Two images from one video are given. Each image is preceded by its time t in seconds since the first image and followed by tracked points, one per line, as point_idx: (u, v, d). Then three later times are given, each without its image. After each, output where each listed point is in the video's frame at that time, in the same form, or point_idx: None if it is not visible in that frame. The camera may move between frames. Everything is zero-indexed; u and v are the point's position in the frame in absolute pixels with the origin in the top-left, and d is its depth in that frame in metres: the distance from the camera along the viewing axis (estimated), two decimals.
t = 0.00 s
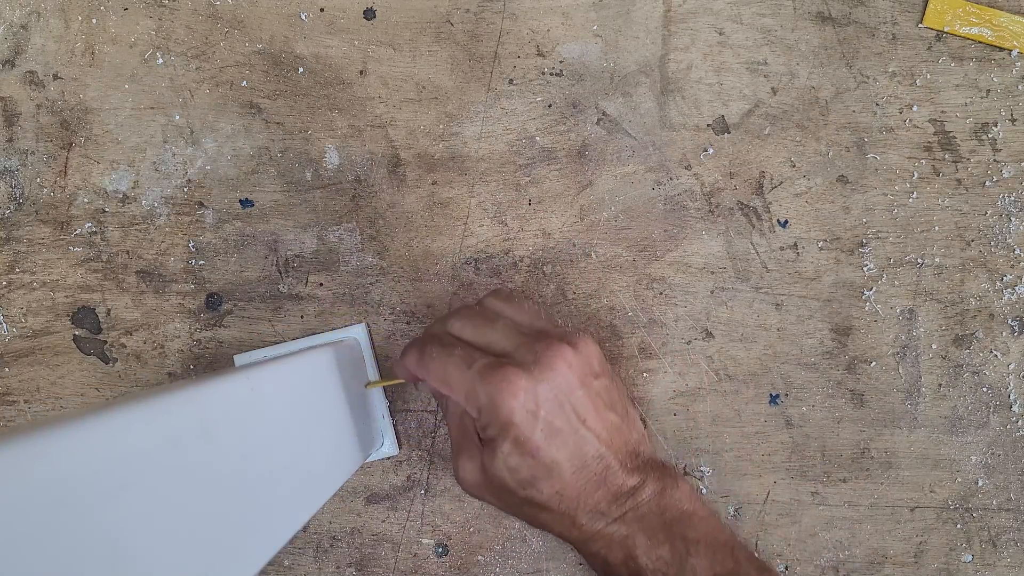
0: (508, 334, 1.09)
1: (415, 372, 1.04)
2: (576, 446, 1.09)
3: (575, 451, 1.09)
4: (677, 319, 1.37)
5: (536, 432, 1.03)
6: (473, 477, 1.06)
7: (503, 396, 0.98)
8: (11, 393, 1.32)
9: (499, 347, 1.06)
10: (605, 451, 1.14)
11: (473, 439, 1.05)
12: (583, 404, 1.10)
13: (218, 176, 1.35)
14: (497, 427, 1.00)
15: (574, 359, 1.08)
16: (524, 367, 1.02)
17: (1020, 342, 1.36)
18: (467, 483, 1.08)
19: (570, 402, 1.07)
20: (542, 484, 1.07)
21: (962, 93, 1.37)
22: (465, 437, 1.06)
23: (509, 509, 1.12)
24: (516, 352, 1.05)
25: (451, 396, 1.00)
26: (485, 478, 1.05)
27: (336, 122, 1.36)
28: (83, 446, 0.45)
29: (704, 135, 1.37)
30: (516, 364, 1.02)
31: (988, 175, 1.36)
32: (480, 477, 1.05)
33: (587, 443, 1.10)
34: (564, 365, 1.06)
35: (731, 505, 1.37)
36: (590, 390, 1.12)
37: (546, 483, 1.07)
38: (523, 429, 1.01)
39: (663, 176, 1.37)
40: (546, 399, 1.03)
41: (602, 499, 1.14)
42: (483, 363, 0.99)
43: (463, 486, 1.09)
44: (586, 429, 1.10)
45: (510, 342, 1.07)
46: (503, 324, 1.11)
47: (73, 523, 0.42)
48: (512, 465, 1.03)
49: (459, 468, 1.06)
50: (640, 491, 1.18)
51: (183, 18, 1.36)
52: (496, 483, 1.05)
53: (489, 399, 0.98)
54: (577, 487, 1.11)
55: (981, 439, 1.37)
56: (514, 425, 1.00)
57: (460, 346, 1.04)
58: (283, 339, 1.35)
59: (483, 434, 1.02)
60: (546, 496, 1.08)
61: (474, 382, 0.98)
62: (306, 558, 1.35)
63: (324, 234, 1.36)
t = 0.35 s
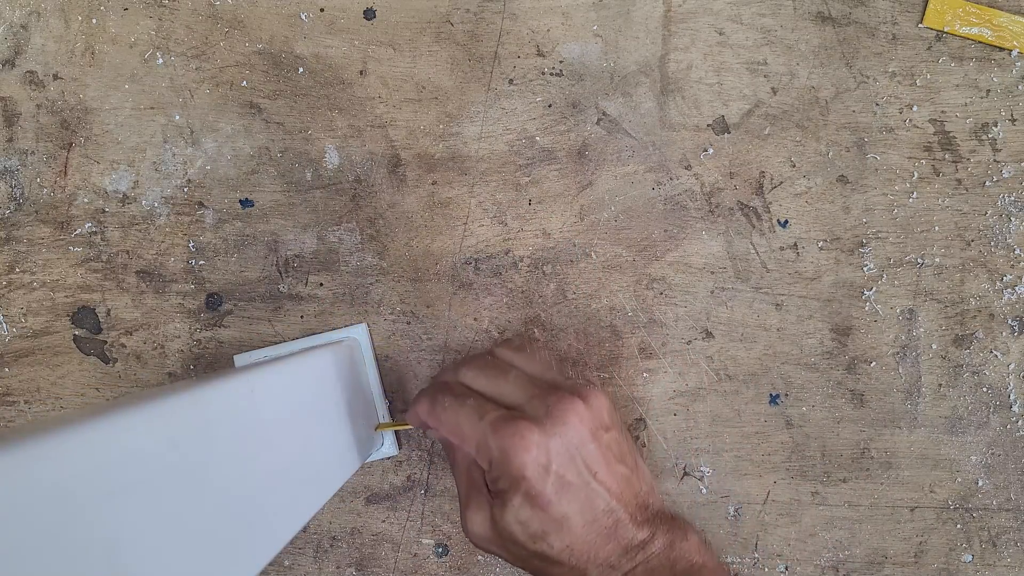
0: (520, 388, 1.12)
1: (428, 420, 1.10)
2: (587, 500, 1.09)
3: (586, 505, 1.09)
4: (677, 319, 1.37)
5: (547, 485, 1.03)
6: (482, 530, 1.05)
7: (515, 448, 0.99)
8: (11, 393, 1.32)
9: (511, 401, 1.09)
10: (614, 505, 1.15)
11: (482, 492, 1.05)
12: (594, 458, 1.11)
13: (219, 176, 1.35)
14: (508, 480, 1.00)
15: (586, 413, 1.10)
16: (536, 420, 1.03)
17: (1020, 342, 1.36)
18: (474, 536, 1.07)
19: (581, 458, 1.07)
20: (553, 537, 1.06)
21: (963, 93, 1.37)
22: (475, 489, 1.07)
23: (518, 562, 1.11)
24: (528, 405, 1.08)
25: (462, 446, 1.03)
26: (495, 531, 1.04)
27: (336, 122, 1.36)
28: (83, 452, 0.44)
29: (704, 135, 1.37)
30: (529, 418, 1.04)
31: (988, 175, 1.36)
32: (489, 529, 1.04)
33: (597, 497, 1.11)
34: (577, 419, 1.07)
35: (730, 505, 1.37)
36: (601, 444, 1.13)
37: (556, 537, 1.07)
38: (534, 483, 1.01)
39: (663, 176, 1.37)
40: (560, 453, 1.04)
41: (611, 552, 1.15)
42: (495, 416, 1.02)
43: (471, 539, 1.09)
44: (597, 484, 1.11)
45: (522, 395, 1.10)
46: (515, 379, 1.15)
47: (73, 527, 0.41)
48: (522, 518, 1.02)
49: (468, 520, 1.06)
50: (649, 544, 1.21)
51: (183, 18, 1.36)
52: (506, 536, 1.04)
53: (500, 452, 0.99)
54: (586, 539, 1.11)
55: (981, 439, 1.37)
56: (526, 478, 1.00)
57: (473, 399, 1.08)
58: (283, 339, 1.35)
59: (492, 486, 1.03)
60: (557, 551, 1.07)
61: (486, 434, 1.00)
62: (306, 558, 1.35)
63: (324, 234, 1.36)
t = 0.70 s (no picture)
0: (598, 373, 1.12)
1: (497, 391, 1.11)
2: (660, 497, 1.01)
3: (657, 503, 1.01)
4: (677, 319, 1.37)
5: (626, 470, 0.97)
6: (538, 520, 0.97)
7: (600, 423, 0.96)
8: (10, 393, 1.32)
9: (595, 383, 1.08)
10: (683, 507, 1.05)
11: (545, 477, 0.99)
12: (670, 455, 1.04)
13: (219, 176, 1.35)
14: (583, 459, 0.96)
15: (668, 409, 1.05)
16: (623, 401, 1.01)
17: (1020, 342, 1.36)
18: (527, 530, 0.98)
19: (662, 451, 1.02)
20: (621, 531, 0.97)
21: (962, 93, 1.37)
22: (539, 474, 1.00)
23: (573, 562, 0.99)
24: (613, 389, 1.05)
25: (539, 416, 1.01)
26: (555, 518, 0.96)
27: (336, 122, 1.36)
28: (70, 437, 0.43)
29: (704, 135, 1.37)
30: (615, 399, 1.01)
31: (988, 175, 1.36)
32: (548, 517, 0.96)
33: (670, 493, 1.03)
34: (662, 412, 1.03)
35: (731, 505, 1.37)
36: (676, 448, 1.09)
37: (625, 531, 0.98)
38: (614, 465, 0.96)
39: (663, 176, 1.37)
40: (641, 437, 0.98)
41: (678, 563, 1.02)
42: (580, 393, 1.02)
43: (522, 533, 0.99)
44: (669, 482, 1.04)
45: (603, 380, 1.10)
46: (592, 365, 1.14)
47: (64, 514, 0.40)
48: (594, 502, 0.95)
49: (522, 509, 0.97)
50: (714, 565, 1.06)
51: (183, 18, 1.36)
52: (569, 524, 0.96)
53: (587, 425, 0.97)
54: (657, 541, 1.00)
55: (981, 439, 1.37)
56: (604, 458, 0.96)
57: (555, 376, 1.08)
58: (283, 339, 1.35)
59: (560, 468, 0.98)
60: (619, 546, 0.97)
61: (570, 406, 0.99)
62: (306, 558, 1.35)
63: (324, 234, 1.36)
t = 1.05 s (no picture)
0: (604, 346, 1.18)
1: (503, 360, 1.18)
2: (660, 464, 1.09)
3: (656, 470, 1.09)
4: (677, 319, 1.37)
5: (627, 439, 1.04)
6: (543, 488, 1.05)
7: (602, 394, 1.03)
8: (11, 393, 1.33)
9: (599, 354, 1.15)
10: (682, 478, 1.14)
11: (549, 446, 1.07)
12: (670, 427, 1.12)
13: (219, 176, 1.35)
14: (586, 428, 1.03)
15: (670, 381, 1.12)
16: (625, 373, 1.08)
17: (1020, 342, 1.36)
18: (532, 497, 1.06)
19: (661, 421, 1.09)
20: (621, 499, 1.05)
21: (962, 93, 1.37)
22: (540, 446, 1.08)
23: (574, 528, 1.08)
24: (615, 361, 1.13)
25: (543, 384, 1.08)
26: (559, 487, 1.03)
27: (336, 122, 1.36)
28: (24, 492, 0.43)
29: (704, 135, 1.37)
30: (618, 371, 1.08)
31: (988, 175, 1.36)
32: (552, 486, 1.04)
33: (671, 462, 1.11)
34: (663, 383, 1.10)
35: (731, 505, 1.37)
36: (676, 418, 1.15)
37: (624, 499, 1.05)
38: (615, 435, 1.03)
39: (663, 176, 1.37)
40: (641, 407, 1.06)
41: (674, 525, 1.13)
42: (583, 364, 1.08)
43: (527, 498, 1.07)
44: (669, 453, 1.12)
45: (609, 352, 1.16)
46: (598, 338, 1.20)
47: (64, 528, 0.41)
48: (595, 470, 1.02)
49: (528, 477, 1.05)
50: (708, 529, 1.17)
51: (183, 18, 1.36)
52: (573, 492, 1.03)
53: (589, 394, 1.03)
54: (654, 507, 1.09)
55: (981, 439, 1.37)
56: (606, 428, 1.02)
57: (559, 346, 1.15)
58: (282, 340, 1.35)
59: (564, 437, 1.05)
60: (621, 511, 1.06)
61: (575, 375, 1.06)
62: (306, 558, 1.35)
63: (324, 234, 1.36)
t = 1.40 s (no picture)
0: (592, 327, 1.15)
1: (489, 339, 1.15)
2: (640, 449, 1.08)
3: (635, 456, 1.08)
4: (677, 319, 1.37)
5: (605, 424, 1.04)
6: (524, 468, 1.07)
7: (581, 379, 1.02)
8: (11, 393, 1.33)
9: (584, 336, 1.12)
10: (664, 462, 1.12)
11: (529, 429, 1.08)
12: (651, 411, 1.10)
13: (219, 176, 1.35)
14: (565, 411, 1.02)
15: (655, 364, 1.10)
16: (607, 358, 1.06)
17: (1020, 342, 1.36)
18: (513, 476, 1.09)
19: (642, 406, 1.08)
20: (598, 483, 1.05)
21: (962, 93, 1.37)
22: (518, 430, 1.09)
23: (554, 508, 1.10)
24: (600, 344, 1.10)
25: (525, 366, 1.06)
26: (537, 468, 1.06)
27: (336, 122, 1.36)
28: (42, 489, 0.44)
29: (704, 135, 1.37)
30: (600, 355, 1.06)
31: (988, 175, 1.36)
32: (532, 466, 1.06)
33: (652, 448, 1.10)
34: (647, 367, 1.08)
35: (731, 505, 1.37)
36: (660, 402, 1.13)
37: (603, 483, 1.06)
38: (594, 420, 1.02)
39: (663, 176, 1.37)
40: (621, 392, 1.04)
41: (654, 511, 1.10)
42: (567, 346, 1.07)
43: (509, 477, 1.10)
44: (650, 438, 1.11)
45: (594, 334, 1.13)
46: (587, 318, 1.18)
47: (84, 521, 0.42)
48: (573, 454, 1.03)
49: (509, 457, 1.07)
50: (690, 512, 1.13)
51: (183, 18, 1.36)
52: (550, 474, 1.05)
53: (568, 379, 1.02)
54: (633, 492, 1.08)
55: (981, 439, 1.37)
56: (585, 412, 1.02)
57: (546, 325, 1.12)
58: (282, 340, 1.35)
59: (544, 419, 1.05)
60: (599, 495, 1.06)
61: (556, 359, 1.04)
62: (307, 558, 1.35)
63: (324, 234, 1.36)
